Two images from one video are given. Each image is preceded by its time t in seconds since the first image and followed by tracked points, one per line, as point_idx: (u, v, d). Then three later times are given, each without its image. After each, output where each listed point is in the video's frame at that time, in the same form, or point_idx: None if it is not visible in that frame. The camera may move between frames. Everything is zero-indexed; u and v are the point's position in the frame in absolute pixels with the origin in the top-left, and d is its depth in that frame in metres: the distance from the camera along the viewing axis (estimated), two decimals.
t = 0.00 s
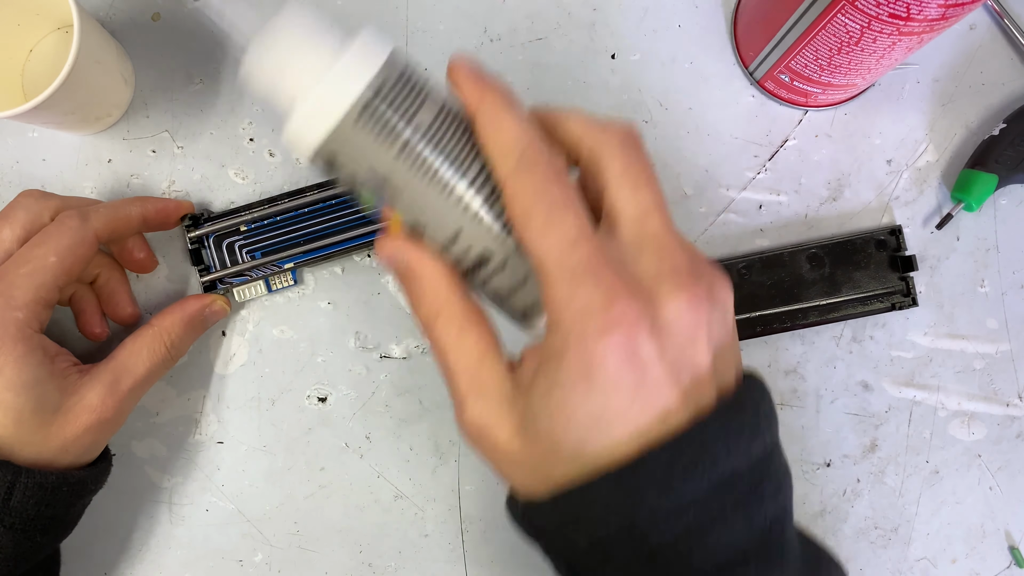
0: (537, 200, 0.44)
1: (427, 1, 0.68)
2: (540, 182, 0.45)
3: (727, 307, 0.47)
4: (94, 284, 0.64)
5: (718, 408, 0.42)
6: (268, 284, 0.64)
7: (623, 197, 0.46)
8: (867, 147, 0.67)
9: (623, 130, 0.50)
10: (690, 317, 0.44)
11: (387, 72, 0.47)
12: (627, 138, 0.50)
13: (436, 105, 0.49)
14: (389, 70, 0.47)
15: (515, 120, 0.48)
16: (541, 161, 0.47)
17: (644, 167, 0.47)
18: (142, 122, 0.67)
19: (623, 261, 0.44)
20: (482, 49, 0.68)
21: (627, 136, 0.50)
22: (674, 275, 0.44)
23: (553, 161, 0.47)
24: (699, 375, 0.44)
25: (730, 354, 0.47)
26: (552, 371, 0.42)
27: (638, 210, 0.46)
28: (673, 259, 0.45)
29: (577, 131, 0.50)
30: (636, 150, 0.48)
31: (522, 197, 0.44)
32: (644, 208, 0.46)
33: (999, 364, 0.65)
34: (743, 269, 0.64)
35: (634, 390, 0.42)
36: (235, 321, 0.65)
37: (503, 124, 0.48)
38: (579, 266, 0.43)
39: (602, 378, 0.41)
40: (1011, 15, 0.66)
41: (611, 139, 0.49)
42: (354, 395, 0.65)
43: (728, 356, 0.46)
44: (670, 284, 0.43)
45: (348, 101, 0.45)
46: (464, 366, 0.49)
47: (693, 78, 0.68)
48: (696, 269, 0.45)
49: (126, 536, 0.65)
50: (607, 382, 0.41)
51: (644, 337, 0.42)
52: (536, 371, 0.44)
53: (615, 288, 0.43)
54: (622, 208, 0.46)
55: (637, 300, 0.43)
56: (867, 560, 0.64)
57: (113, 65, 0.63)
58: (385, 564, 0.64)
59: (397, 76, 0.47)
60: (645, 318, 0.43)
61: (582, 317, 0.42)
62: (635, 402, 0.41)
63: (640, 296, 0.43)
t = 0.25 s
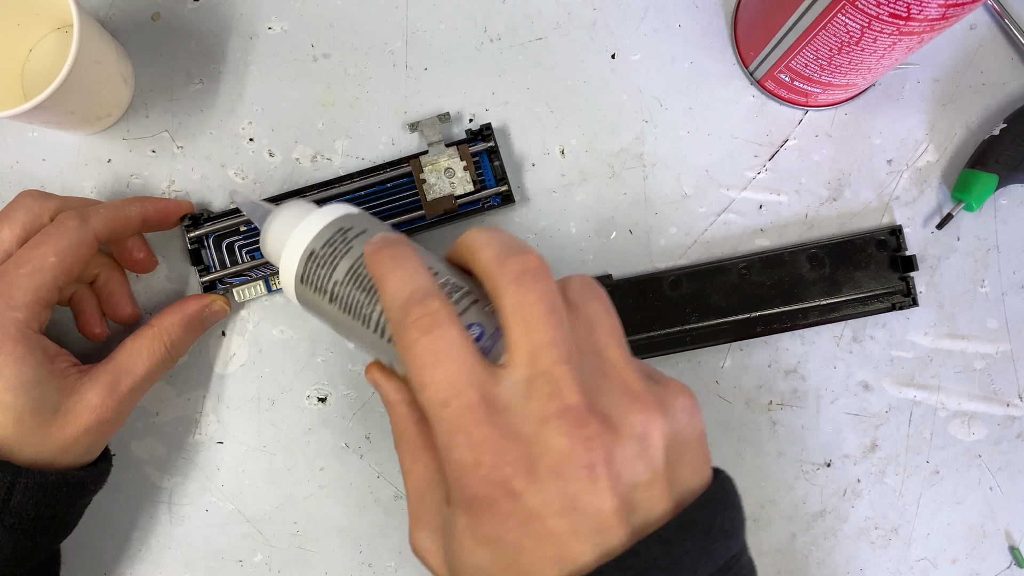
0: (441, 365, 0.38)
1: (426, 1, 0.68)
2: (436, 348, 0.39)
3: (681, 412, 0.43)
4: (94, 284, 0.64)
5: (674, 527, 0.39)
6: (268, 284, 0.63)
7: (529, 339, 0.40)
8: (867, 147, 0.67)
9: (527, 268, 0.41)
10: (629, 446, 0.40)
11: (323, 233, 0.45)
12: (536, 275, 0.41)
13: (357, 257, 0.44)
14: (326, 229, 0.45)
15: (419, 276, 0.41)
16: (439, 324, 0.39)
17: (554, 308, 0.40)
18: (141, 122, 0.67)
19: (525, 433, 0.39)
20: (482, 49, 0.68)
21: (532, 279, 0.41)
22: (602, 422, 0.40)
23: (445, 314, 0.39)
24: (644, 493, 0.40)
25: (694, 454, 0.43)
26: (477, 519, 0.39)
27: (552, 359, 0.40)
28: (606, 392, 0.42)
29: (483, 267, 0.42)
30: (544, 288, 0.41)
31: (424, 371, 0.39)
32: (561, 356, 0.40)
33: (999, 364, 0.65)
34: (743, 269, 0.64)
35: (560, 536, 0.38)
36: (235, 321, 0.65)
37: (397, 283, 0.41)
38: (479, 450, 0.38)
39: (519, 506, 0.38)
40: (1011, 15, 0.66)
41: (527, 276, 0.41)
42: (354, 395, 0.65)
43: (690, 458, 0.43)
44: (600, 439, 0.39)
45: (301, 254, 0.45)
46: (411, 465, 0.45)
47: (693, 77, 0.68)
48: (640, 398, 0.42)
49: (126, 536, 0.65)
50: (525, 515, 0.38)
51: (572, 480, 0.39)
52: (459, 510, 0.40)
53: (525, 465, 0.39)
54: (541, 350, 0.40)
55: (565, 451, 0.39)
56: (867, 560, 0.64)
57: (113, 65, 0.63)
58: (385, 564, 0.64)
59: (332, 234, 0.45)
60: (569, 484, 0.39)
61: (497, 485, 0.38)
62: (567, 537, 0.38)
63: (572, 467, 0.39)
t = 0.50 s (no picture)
0: (384, 399, 0.39)
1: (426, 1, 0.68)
2: (381, 381, 0.39)
3: (628, 430, 0.44)
4: (94, 284, 0.64)
5: (629, 547, 0.40)
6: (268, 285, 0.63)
7: (473, 367, 0.40)
8: (867, 147, 0.67)
9: (468, 294, 0.41)
10: (576, 469, 0.41)
11: (277, 268, 0.46)
12: (479, 301, 0.41)
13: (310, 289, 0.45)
14: (281, 264, 0.47)
15: (365, 307, 0.41)
16: (383, 357, 0.39)
17: (497, 334, 0.40)
18: (141, 122, 0.67)
19: (471, 462, 0.39)
20: (482, 49, 0.67)
21: (473, 306, 0.41)
22: (548, 447, 0.40)
23: (388, 346, 0.39)
24: (595, 515, 0.41)
25: (646, 470, 0.44)
26: (428, 550, 0.39)
27: (495, 386, 0.40)
28: (553, 415, 0.42)
29: (427, 292, 0.43)
30: (487, 313, 0.41)
31: (370, 404, 0.39)
32: (505, 383, 0.40)
33: (1000, 364, 0.65)
34: (743, 269, 0.64)
35: (511, 563, 0.39)
36: (235, 321, 0.65)
37: (343, 316, 0.41)
38: (425, 482, 0.38)
39: (468, 535, 0.39)
40: (1011, 15, 0.66)
41: (470, 304, 0.41)
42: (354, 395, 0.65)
43: (641, 475, 0.44)
44: (546, 465, 0.40)
45: (259, 289, 0.46)
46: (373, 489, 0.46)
47: (693, 77, 0.68)
48: (587, 421, 0.43)
49: (126, 536, 0.65)
50: (474, 545, 0.39)
51: (520, 507, 0.39)
52: (412, 541, 0.40)
53: (473, 494, 0.39)
54: (485, 378, 0.40)
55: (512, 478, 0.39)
56: (867, 560, 0.64)
57: (113, 66, 0.63)
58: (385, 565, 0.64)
59: (286, 268, 0.47)
60: (516, 511, 0.39)
61: (445, 516, 0.39)
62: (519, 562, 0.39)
63: (519, 493, 0.39)
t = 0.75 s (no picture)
0: (373, 398, 0.39)
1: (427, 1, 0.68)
2: (371, 380, 0.39)
3: (618, 432, 0.44)
4: (94, 284, 0.64)
5: (617, 546, 0.40)
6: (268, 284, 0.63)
7: (462, 366, 0.40)
8: (867, 147, 0.67)
9: (459, 293, 0.41)
10: (564, 469, 0.41)
11: (274, 265, 0.46)
12: (470, 300, 0.41)
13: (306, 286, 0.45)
14: (277, 261, 0.46)
15: (356, 305, 0.41)
16: (373, 356, 0.39)
17: (487, 334, 0.40)
18: (141, 122, 0.67)
19: (459, 461, 0.39)
20: (483, 49, 0.68)
21: (464, 304, 0.41)
22: (537, 448, 0.40)
23: (378, 346, 0.39)
24: (583, 514, 0.41)
25: (635, 471, 0.44)
26: (415, 549, 0.40)
27: (485, 386, 0.39)
28: (543, 416, 0.42)
29: (420, 290, 0.42)
30: (478, 313, 0.40)
31: (359, 403, 0.39)
32: (495, 383, 0.40)
33: (999, 364, 0.65)
34: (743, 269, 0.64)
35: (498, 563, 0.39)
36: (235, 322, 0.65)
37: (335, 314, 0.41)
38: (412, 481, 0.38)
39: (455, 535, 0.39)
40: (1011, 15, 0.66)
41: (460, 302, 0.41)
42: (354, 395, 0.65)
43: (630, 475, 0.44)
44: (534, 465, 0.40)
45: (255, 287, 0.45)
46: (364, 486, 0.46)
47: (693, 77, 0.68)
48: (576, 421, 0.43)
49: (126, 536, 0.65)
50: (461, 544, 0.39)
51: (507, 507, 0.39)
52: (399, 539, 0.40)
53: (460, 494, 0.39)
54: (474, 377, 0.39)
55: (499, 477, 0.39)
56: (867, 560, 0.64)
57: (113, 65, 0.63)
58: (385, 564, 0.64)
59: (283, 264, 0.46)
60: (503, 511, 0.39)
61: (431, 516, 0.39)
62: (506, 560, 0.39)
63: (506, 494, 0.39)
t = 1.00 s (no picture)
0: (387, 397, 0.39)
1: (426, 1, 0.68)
2: (383, 380, 0.39)
3: (630, 437, 0.44)
4: (94, 284, 0.64)
5: (628, 550, 0.40)
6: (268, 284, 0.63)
7: (474, 367, 0.40)
8: (867, 147, 0.67)
9: (472, 294, 0.41)
10: (575, 473, 0.41)
11: (285, 265, 0.45)
12: (482, 302, 0.41)
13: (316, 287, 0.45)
14: (288, 261, 0.45)
15: (369, 305, 0.41)
16: (386, 357, 0.39)
17: (499, 336, 0.40)
18: (141, 122, 0.67)
19: (470, 463, 0.39)
20: (483, 49, 0.68)
21: (476, 306, 0.41)
22: (549, 451, 0.41)
23: (391, 347, 0.39)
24: (595, 519, 0.41)
25: (647, 477, 0.44)
26: (425, 550, 0.39)
27: (496, 388, 0.40)
28: (555, 419, 0.42)
29: (432, 292, 0.43)
30: (490, 315, 0.41)
31: (371, 403, 0.39)
32: (506, 385, 0.40)
33: (999, 364, 0.65)
34: (743, 269, 0.64)
35: (509, 566, 0.39)
36: (235, 321, 0.65)
37: (347, 314, 0.41)
38: (423, 482, 0.39)
39: (466, 536, 0.39)
40: (1011, 15, 0.66)
41: (473, 302, 0.41)
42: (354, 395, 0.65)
43: (641, 481, 0.44)
44: (546, 468, 0.40)
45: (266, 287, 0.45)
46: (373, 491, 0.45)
47: (693, 78, 0.68)
48: (588, 425, 0.43)
49: (126, 536, 0.65)
50: (473, 546, 0.39)
51: (518, 510, 0.39)
52: (411, 540, 0.40)
53: (471, 496, 0.39)
54: (486, 378, 0.40)
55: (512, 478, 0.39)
56: (867, 560, 0.64)
57: (113, 65, 0.63)
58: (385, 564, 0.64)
59: (295, 265, 0.45)
60: (515, 514, 0.39)
61: (442, 517, 0.39)
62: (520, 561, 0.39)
63: (518, 497, 0.39)
